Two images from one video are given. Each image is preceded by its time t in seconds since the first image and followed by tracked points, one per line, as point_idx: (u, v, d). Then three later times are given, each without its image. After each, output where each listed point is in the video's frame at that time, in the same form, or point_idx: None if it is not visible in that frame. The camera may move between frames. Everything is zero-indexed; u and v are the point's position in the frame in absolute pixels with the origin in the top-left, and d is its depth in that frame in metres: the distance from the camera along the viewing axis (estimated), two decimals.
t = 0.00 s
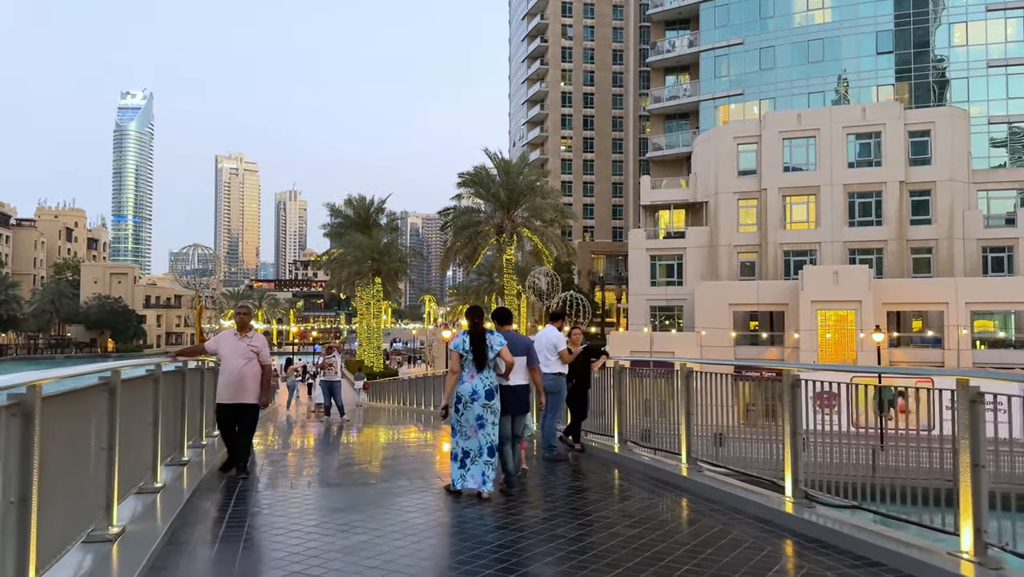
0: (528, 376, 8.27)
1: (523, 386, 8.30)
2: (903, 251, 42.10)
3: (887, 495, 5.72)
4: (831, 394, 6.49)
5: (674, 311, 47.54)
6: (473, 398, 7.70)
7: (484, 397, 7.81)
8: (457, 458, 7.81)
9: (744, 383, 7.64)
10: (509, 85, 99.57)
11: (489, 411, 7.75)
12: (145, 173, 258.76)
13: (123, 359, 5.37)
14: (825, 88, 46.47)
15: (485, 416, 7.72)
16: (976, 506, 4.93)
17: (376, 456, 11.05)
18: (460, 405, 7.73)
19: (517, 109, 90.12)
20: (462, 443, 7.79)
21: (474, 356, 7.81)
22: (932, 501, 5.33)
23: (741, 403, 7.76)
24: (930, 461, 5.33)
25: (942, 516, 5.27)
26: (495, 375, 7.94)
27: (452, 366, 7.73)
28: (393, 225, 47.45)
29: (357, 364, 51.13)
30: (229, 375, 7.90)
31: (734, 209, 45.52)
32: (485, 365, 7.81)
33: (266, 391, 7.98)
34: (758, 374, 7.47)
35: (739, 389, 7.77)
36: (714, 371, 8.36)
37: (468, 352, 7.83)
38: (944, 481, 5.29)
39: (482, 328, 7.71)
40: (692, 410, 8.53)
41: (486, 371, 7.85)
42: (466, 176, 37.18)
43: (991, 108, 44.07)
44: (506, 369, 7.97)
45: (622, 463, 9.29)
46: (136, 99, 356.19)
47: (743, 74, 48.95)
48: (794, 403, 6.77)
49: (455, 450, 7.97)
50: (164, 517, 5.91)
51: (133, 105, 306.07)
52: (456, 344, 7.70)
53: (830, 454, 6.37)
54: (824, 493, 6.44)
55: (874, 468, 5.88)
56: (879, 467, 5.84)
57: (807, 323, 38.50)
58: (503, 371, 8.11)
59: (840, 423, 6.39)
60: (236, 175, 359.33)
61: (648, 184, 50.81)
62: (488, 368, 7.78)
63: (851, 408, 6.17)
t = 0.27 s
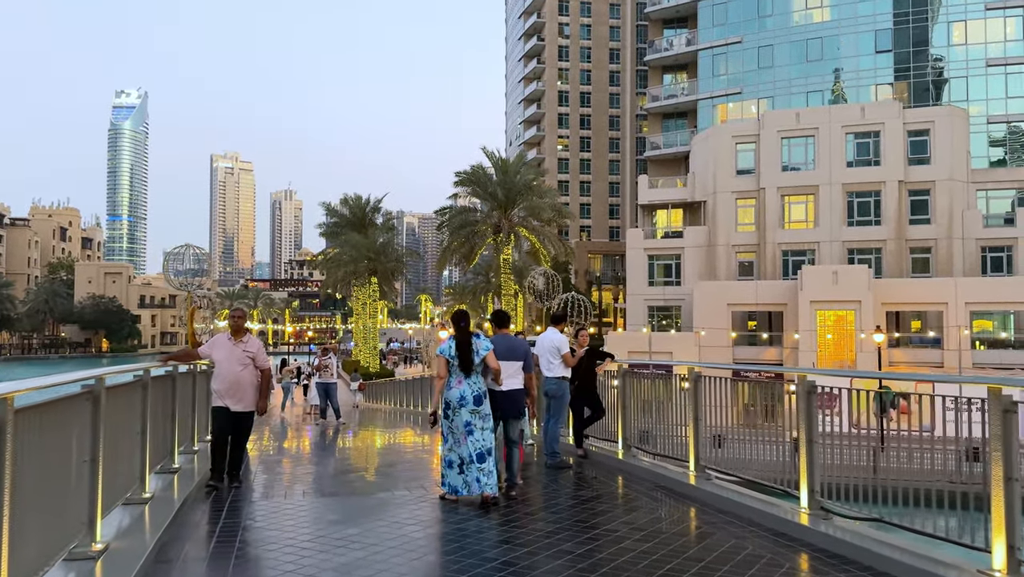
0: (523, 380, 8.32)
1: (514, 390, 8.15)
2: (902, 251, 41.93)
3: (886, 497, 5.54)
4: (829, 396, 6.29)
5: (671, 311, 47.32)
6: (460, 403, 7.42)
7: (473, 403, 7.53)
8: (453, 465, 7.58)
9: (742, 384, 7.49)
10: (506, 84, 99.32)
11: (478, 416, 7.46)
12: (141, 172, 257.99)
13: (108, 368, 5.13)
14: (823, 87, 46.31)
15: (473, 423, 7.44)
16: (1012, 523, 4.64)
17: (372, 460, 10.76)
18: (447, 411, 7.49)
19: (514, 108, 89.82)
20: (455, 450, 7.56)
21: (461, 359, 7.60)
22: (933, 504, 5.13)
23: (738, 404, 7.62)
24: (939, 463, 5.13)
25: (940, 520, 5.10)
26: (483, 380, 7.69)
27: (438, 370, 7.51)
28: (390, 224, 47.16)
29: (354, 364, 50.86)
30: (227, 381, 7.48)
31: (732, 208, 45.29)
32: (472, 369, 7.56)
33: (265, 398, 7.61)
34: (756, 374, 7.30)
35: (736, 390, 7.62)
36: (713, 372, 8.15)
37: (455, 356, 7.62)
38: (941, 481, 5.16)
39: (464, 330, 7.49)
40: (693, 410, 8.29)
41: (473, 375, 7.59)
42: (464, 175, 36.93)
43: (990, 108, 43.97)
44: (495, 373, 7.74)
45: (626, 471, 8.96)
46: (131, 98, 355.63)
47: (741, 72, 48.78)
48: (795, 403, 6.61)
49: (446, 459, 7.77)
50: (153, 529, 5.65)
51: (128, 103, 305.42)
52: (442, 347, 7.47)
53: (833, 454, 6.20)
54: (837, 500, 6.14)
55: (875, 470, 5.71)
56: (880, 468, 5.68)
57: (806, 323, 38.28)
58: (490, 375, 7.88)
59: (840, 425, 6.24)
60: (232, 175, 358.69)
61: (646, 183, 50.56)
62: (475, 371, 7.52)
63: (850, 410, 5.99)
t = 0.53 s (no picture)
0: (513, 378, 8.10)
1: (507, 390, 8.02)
2: (900, 249, 41.81)
3: (886, 496, 5.51)
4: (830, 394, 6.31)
5: (669, 310, 47.12)
6: (448, 398, 7.53)
7: (462, 399, 7.63)
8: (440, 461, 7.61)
9: (740, 382, 7.47)
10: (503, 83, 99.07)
11: (464, 413, 7.56)
12: (136, 171, 257.04)
13: (90, 365, 4.87)
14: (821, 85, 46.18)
15: (459, 419, 7.54)
16: None
17: (369, 460, 10.53)
18: (435, 407, 7.61)
19: (510, 107, 89.53)
20: (443, 447, 7.61)
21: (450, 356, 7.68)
22: (935, 502, 5.10)
23: (736, 402, 7.56)
24: (938, 461, 5.06)
25: (941, 519, 5.09)
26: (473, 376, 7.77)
27: (426, 366, 7.63)
28: (386, 222, 46.85)
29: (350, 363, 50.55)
30: (217, 382, 7.17)
31: (730, 206, 45.11)
32: (460, 366, 7.63)
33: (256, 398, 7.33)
34: (755, 373, 7.29)
35: (733, 388, 7.60)
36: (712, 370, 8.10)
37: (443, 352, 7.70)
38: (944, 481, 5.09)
39: (452, 327, 7.57)
40: (694, 407, 8.16)
41: (462, 372, 7.66)
42: (461, 173, 36.66)
43: (988, 105, 43.86)
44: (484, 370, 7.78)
45: (630, 471, 8.75)
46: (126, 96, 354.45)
47: (739, 70, 48.59)
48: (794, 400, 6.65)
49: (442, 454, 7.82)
50: (139, 534, 5.41)
51: (123, 102, 304.49)
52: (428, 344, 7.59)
53: (832, 455, 6.19)
54: (848, 499, 5.96)
55: (876, 468, 5.70)
56: (880, 467, 5.67)
57: (805, 321, 38.10)
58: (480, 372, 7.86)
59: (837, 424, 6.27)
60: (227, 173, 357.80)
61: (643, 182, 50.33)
62: (462, 367, 7.59)
63: (850, 408, 5.99)
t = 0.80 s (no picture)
0: (506, 380, 7.91)
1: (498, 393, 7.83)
2: (899, 249, 41.63)
3: (889, 498, 5.35)
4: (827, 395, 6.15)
5: (667, 310, 46.88)
6: (443, 405, 7.34)
7: (457, 405, 7.43)
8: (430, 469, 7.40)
9: (736, 384, 7.30)
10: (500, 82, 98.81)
11: (459, 420, 7.37)
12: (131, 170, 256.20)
13: (70, 372, 4.59)
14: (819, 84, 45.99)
15: (454, 426, 7.35)
16: None
17: (366, 465, 10.23)
18: (429, 413, 7.39)
19: (507, 106, 89.23)
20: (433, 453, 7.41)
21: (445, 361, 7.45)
22: (939, 506, 4.87)
23: (734, 403, 7.39)
24: (940, 462, 4.76)
25: (942, 523, 4.87)
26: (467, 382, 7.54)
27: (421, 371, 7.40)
28: (383, 221, 46.55)
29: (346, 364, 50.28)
30: (199, 386, 6.71)
31: (728, 206, 44.87)
32: (456, 372, 7.40)
33: (242, 403, 7.00)
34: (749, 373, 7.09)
35: (730, 390, 7.45)
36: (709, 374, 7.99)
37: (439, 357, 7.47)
38: (946, 483, 4.83)
39: (448, 331, 7.35)
40: (697, 407, 7.90)
41: (457, 378, 7.44)
42: (458, 172, 36.40)
43: (988, 104, 43.67)
44: (479, 375, 7.59)
45: (637, 478, 8.46)
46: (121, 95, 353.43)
47: (737, 69, 48.35)
48: (795, 399, 6.53)
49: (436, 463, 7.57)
50: (123, 548, 5.14)
51: (118, 101, 303.61)
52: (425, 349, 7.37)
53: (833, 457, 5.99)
54: (865, 507, 5.65)
55: (876, 470, 5.49)
56: (881, 470, 5.46)
57: (804, 322, 37.88)
58: (475, 377, 7.65)
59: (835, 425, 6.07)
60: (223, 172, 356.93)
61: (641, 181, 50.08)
62: (456, 374, 7.37)
63: (849, 407, 5.76)
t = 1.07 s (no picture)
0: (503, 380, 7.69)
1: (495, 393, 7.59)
2: (898, 248, 41.46)
3: (895, 497, 5.29)
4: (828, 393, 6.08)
5: (665, 309, 46.67)
6: (440, 403, 7.11)
7: (454, 403, 7.21)
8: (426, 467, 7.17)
9: (733, 383, 7.22)
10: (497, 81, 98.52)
11: (458, 418, 7.14)
12: (127, 169, 255.44)
13: (50, 372, 4.34)
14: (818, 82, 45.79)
15: (453, 424, 7.11)
16: None
17: (363, 468, 9.95)
18: (425, 412, 7.16)
19: (504, 105, 88.95)
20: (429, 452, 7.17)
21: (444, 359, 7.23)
22: (938, 507, 4.79)
23: (730, 403, 7.28)
24: (941, 464, 4.65)
25: (945, 523, 4.80)
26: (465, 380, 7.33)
27: (420, 368, 7.16)
28: (379, 220, 46.27)
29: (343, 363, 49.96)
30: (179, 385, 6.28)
31: (727, 205, 44.63)
32: (454, 369, 7.18)
33: (227, 401, 6.47)
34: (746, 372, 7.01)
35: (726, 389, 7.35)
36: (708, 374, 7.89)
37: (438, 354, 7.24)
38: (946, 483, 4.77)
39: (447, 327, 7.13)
40: (704, 404, 7.69)
41: (455, 375, 7.21)
42: (456, 170, 36.16)
43: (987, 103, 43.50)
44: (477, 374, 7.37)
45: (642, 481, 8.22)
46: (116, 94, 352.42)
47: (735, 67, 48.13)
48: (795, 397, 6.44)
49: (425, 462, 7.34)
50: (109, 559, 4.89)
51: (114, 100, 302.74)
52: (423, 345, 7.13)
53: (832, 455, 5.93)
54: (885, 510, 5.39)
55: (880, 469, 5.44)
56: (884, 469, 5.41)
57: (803, 321, 37.70)
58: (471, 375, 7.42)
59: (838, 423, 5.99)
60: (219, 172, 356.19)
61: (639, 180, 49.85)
62: (454, 371, 7.14)
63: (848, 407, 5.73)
